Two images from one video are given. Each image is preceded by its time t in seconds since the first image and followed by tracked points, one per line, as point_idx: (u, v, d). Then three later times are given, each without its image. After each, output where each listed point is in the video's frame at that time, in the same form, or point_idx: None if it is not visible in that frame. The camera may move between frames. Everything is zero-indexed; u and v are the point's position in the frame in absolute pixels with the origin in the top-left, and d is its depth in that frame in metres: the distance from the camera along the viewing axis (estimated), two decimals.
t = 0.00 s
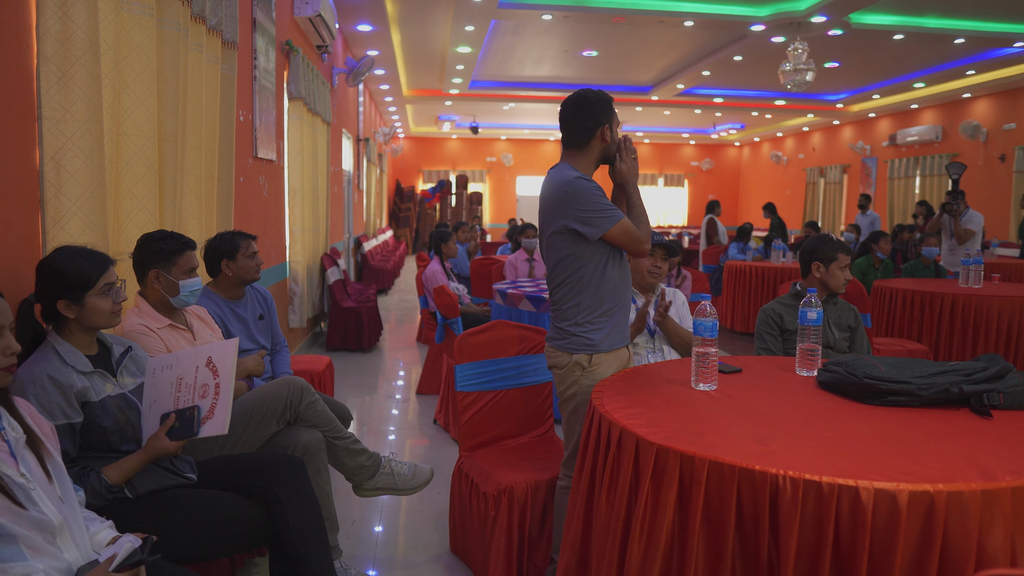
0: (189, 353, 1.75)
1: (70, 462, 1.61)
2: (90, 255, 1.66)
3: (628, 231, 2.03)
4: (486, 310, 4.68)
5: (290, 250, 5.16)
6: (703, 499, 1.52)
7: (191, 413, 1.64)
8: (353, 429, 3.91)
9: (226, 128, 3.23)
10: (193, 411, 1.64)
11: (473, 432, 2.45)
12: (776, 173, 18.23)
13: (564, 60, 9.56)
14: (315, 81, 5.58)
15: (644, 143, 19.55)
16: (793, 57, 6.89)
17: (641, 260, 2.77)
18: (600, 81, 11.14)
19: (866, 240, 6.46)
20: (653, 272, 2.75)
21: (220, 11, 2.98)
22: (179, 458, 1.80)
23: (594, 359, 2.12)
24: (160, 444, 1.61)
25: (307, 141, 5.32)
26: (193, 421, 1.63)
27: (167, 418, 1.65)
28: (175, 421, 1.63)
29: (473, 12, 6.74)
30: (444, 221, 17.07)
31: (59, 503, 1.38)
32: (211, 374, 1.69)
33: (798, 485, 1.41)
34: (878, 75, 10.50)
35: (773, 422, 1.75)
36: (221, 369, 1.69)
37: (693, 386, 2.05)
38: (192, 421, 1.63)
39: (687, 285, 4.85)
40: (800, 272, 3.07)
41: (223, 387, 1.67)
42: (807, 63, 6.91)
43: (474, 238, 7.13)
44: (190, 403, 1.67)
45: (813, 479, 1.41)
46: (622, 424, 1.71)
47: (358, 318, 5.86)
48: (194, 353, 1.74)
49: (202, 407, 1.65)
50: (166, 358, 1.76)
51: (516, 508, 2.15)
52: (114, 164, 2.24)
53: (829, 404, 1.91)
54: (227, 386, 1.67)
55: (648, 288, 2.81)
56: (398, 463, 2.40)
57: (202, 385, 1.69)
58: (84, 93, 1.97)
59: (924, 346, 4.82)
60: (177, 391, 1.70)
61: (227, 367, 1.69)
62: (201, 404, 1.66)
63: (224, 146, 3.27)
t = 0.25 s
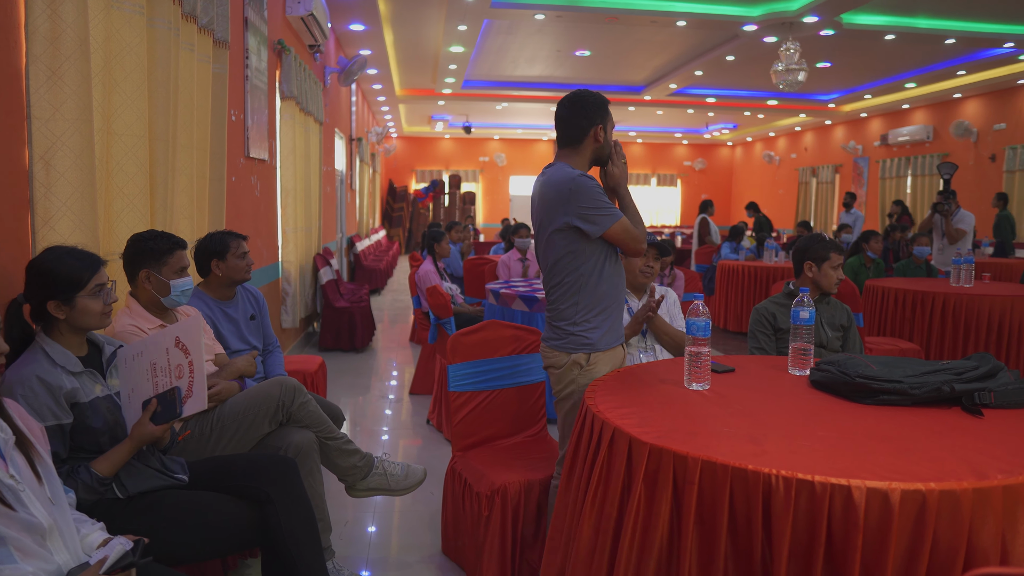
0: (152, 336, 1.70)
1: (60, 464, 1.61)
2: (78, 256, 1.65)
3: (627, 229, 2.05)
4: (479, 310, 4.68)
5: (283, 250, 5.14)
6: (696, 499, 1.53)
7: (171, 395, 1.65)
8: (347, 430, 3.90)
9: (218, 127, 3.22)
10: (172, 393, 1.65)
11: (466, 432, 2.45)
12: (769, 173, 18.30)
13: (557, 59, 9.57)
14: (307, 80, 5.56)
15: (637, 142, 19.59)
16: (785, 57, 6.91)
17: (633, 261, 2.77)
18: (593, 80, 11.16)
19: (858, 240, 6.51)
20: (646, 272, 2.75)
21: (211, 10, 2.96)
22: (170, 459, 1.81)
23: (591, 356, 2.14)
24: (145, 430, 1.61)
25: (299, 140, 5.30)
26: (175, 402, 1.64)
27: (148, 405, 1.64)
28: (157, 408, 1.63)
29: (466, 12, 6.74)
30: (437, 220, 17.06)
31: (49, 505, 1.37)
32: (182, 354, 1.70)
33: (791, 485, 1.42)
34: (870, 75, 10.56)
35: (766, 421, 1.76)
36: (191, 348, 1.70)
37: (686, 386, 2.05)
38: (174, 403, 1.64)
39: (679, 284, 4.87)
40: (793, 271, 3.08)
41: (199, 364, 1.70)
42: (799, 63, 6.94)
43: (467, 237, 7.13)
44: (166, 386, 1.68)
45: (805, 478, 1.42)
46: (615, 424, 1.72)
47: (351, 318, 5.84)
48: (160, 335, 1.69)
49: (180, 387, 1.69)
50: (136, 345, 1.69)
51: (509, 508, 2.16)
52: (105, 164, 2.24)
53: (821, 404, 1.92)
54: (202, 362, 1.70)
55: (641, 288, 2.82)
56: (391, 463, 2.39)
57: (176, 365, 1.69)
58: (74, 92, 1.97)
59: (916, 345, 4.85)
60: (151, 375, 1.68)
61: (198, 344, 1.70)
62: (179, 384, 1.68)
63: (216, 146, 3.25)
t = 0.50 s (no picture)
0: (144, 331, 1.69)
1: (52, 464, 1.60)
2: (70, 256, 1.64)
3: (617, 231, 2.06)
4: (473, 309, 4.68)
5: (276, 250, 5.13)
6: (691, 498, 1.53)
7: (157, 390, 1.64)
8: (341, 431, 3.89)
9: (211, 127, 3.20)
10: (159, 389, 1.64)
11: (460, 432, 2.45)
12: (762, 173, 18.37)
13: (551, 59, 9.57)
14: (301, 80, 5.55)
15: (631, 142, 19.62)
16: (779, 57, 6.93)
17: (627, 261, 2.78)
18: (587, 80, 11.17)
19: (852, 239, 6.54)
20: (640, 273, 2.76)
21: (204, 9, 2.95)
22: (162, 460, 1.80)
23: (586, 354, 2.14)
24: (135, 426, 1.60)
25: (292, 140, 5.28)
26: (163, 398, 1.63)
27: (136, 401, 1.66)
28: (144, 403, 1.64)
29: (460, 11, 6.73)
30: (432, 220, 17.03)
31: (41, 507, 1.36)
32: (169, 349, 1.66)
33: (786, 484, 1.43)
34: (862, 75, 10.61)
35: (760, 421, 1.76)
36: (178, 344, 1.65)
37: (680, 385, 2.06)
38: (161, 398, 1.63)
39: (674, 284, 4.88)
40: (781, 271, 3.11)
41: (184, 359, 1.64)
42: (793, 63, 6.96)
43: (462, 237, 7.13)
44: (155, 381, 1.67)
45: (800, 478, 1.42)
46: (610, 424, 1.72)
47: (345, 318, 5.83)
48: (146, 331, 1.68)
49: (168, 382, 1.65)
50: (125, 344, 1.72)
51: (504, 507, 2.16)
52: (97, 164, 2.22)
53: (816, 403, 1.92)
54: (187, 357, 1.64)
55: (635, 288, 2.83)
56: (385, 464, 2.39)
57: (164, 361, 1.67)
58: (66, 91, 1.96)
59: (909, 344, 4.88)
60: (141, 372, 1.68)
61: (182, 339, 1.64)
62: (166, 379, 1.65)
63: (208, 146, 3.23)
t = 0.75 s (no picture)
0: (138, 332, 1.69)
1: (46, 465, 1.59)
2: (63, 257, 1.63)
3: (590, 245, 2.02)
4: (468, 310, 4.68)
5: (271, 250, 5.11)
6: (686, 498, 1.54)
7: (151, 392, 1.63)
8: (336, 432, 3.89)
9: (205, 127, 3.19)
10: (153, 390, 1.62)
11: (455, 433, 2.45)
12: (757, 173, 18.43)
13: (545, 59, 9.58)
14: (295, 80, 5.53)
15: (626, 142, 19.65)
16: (773, 57, 6.95)
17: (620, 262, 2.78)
18: (581, 80, 11.18)
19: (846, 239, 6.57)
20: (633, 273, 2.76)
21: (197, 9, 2.94)
22: (156, 461, 1.80)
23: (574, 357, 2.14)
24: (127, 427, 1.61)
25: (286, 140, 5.27)
26: (155, 399, 1.62)
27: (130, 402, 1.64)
28: (138, 405, 1.63)
29: (454, 11, 6.73)
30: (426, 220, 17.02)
31: (34, 509, 1.36)
32: (161, 350, 1.64)
33: (780, 484, 1.43)
34: (855, 75, 10.66)
35: (755, 421, 1.77)
36: (170, 345, 1.63)
37: (675, 385, 2.06)
38: (153, 400, 1.62)
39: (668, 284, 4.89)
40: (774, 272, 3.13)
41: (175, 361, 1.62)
42: (787, 63, 6.98)
43: (457, 238, 7.13)
44: (148, 382, 1.65)
45: (794, 477, 1.43)
46: (605, 424, 1.72)
47: (339, 319, 5.82)
48: (141, 333, 1.68)
49: (160, 384, 1.63)
50: (120, 343, 1.73)
51: (499, 508, 2.16)
52: (90, 164, 2.22)
53: (811, 403, 1.93)
54: (178, 359, 1.62)
55: (631, 288, 2.83)
56: (380, 465, 2.38)
57: (156, 362, 1.65)
58: (58, 91, 1.96)
59: (903, 344, 4.90)
60: (135, 372, 1.67)
61: (174, 340, 1.62)
62: (159, 381, 1.63)
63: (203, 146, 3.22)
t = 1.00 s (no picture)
0: (133, 332, 1.69)
1: (39, 467, 1.59)
2: (57, 258, 1.62)
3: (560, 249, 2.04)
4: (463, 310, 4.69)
5: (266, 251, 5.10)
6: (680, 498, 1.54)
7: (144, 393, 1.63)
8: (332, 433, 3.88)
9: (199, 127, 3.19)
10: (145, 391, 1.62)
11: (450, 433, 2.45)
12: (752, 173, 18.48)
13: (541, 60, 9.58)
14: (290, 80, 5.53)
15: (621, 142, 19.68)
16: (768, 58, 6.97)
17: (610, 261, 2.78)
18: (577, 81, 11.19)
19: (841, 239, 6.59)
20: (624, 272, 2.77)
21: (192, 9, 2.93)
22: (151, 461, 1.80)
23: (554, 359, 2.14)
24: (121, 429, 1.60)
25: (282, 141, 5.26)
26: (148, 401, 1.62)
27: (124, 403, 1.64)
28: (131, 406, 1.62)
29: (449, 11, 6.73)
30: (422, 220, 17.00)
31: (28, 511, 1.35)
32: (155, 351, 1.64)
33: (774, 484, 1.44)
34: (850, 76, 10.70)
35: (750, 420, 1.78)
36: (164, 346, 1.63)
37: (670, 385, 2.07)
38: (146, 401, 1.62)
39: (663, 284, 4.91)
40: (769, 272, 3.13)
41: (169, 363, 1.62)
42: (782, 63, 7.00)
43: (452, 238, 7.13)
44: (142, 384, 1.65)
45: (788, 477, 1.43)
46: (600, 424, 1.73)
47: (335, 319, 5.81)
48: (134, 333, 1.68)
49: (153, 385, 1.63)
50: (115, 343, 1.73)
51: (494, 508, 2.16)
52: (84, 165, 2.22)
53: (805, 402, 1.94)
54: (171, 360, 1.62)
55: (625, 287, 2.84)
56: (375, 465, 2.39)
57: (149, 363, 1.65)
58: (52, 91, 1.95)
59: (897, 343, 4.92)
60: (129, 373, 1.68)
61: (167, 342, 1.62)
62: (152, 382, 1.63)
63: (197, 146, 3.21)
